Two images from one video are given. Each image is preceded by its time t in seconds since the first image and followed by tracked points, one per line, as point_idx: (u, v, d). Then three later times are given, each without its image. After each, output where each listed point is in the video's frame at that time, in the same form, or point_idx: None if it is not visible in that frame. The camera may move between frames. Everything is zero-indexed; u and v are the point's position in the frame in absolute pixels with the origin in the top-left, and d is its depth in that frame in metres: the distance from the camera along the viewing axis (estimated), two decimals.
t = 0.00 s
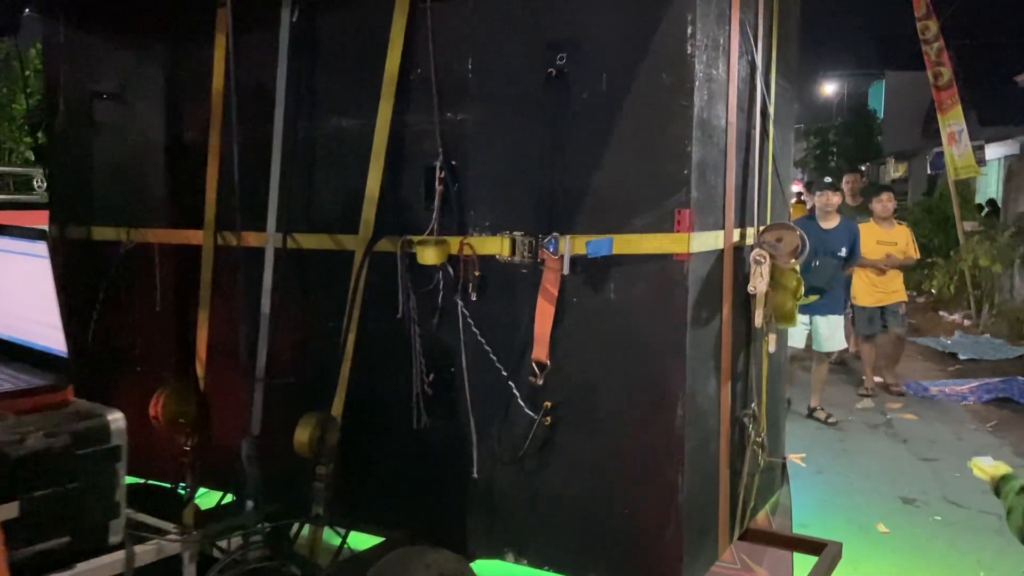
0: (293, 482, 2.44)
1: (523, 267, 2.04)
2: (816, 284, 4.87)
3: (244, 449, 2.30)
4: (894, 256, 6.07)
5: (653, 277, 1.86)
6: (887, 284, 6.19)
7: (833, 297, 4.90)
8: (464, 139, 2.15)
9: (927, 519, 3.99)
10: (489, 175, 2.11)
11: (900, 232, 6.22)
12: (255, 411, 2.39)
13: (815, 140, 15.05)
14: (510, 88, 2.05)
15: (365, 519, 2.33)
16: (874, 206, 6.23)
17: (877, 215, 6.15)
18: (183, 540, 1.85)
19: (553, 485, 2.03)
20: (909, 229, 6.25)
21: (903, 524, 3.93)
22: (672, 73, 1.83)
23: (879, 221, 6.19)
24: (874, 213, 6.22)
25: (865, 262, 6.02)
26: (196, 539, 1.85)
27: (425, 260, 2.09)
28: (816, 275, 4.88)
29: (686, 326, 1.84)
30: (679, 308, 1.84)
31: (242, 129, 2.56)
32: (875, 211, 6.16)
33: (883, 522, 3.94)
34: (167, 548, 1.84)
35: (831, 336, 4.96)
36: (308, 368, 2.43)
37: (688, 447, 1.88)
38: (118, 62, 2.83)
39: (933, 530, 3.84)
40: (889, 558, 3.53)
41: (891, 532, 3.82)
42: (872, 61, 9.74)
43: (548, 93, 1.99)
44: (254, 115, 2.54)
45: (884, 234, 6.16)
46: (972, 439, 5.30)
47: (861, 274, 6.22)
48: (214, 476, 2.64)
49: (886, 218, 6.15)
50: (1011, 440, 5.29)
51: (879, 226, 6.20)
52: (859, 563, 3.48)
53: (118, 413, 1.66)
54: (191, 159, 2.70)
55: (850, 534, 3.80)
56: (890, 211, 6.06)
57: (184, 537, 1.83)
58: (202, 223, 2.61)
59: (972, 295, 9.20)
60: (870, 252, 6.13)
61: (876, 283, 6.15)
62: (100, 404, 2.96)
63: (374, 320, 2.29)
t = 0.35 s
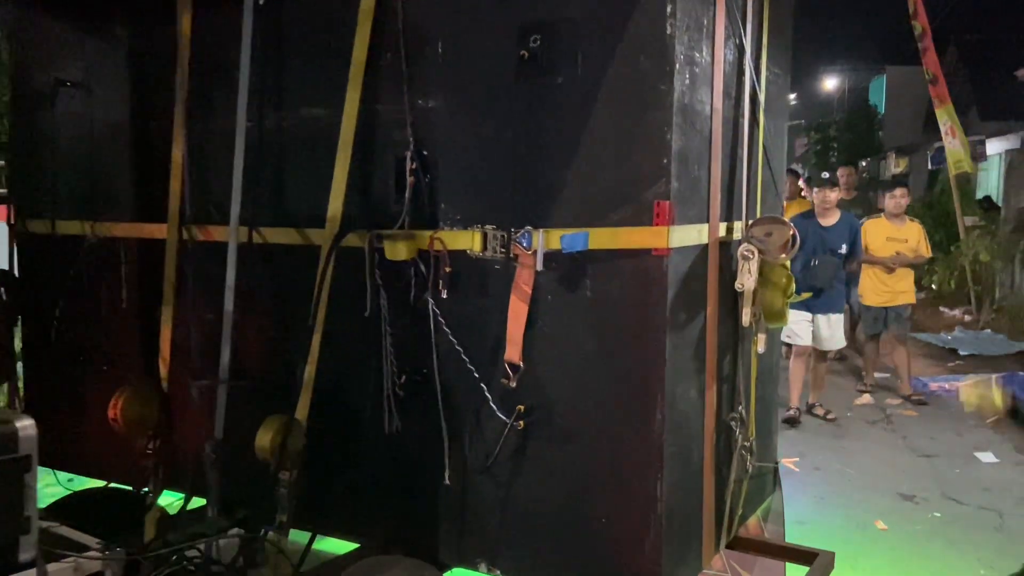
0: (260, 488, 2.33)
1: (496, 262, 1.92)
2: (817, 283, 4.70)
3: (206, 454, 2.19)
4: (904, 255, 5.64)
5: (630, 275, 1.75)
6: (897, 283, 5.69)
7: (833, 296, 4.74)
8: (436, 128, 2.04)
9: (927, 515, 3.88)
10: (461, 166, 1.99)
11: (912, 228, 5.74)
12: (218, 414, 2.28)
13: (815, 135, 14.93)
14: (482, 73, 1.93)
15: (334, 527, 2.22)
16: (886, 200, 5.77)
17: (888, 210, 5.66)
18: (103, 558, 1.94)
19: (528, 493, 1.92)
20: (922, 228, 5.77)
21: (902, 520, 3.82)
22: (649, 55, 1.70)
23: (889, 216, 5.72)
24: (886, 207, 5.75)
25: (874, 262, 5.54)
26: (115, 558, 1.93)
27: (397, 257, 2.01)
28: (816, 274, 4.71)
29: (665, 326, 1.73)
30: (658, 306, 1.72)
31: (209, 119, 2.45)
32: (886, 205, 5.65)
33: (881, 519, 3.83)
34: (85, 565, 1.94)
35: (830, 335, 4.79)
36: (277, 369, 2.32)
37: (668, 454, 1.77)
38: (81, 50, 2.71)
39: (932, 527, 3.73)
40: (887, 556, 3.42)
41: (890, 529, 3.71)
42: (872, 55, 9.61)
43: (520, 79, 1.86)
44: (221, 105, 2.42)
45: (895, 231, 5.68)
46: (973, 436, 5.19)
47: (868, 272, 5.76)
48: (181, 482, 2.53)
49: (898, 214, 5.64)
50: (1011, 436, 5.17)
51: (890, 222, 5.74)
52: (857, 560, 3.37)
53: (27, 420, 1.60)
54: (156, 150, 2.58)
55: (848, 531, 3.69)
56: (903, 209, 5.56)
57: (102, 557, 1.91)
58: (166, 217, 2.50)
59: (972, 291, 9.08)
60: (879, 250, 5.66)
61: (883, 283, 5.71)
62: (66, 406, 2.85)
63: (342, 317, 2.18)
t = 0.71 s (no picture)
0: (225, 499, 2.24)
1: (465, 265, 1.85)
2: (802, 280, 4.52)
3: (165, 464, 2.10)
4: (912, 256, 5.03)
5: (603, 277, 1.67)
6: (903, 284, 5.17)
7: (819, 294, 4.53)
8: (403, 126, 1.96)
9: (918, 515, 3.81)
10: (429, 164, 1.91)
11: (919, 229, 5.18)
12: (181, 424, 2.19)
13: (804, 135, 14.91)
14: (450, 68, 1.86)
15: (301, 538, 2.13)
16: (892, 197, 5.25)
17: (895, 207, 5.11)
18: None
19: (499, 506, 1.84)
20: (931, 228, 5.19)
21: (893, 519, 3.74)
22: (621, 48, 1.63)
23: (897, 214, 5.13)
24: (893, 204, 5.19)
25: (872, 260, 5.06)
26: None
27: (365, 259, 1.90)
28: (799, 272, 4.55)
29: (638, 331, 1.65)
30: (632, 309, 1.65)
31: (173, 118, 2.37)
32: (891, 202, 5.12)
33: (871, 518, 3.76)
34: None
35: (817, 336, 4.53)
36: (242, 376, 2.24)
37: (644, 464, 1.70)
38: (43, 47, 2.62)
39: (923, 526, 3.66)
40: (878, 555, 3.35)
41: (880, 528, 3.64)
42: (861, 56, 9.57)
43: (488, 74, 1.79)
44: (185, 103, 2.34)
45: (901, 230, 5.12)
46: (963, 435, 5.12)
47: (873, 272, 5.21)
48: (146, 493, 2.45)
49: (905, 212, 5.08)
50: (999, 435, 5.13)
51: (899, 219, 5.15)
52: (847, 561, 3.30)
53: None
54: (119, 150, 2.50)
55: (838, 531, 3.62)
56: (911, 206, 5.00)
57: None
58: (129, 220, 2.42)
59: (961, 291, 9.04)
60: (883, 249, 5.12)
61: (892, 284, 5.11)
62: (30, 413, 2.76)
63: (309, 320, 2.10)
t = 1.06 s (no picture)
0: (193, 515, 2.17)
1: (434, 274, 1.78)
2: (790, 285, 4.29)
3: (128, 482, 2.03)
4: (909, 260, 4.77)
5: (575, 288, 1.61)
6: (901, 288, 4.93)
7: (808, 297, 4.32)
8: (373, 130, 1.90)
9: (909, 517, 3.74)
10: (400, 170, 1.85)
11: (918, 231, 4.91)
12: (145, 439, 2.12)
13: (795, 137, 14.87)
14: (419, 71, 1.80)
15: (270, 555, 2.06)
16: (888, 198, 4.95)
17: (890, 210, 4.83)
18: None
19: (471, 523, 1.77)
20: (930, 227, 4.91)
21: (886, 521, 3.68)
22: (592, 49, 1.56)
23: (893, 217, 4.86)
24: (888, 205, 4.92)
25: (867, 267, 4.81)
26: None
27: (331, 266, 1.83)
28: (787, 277, 4.31)
29: (612, 343, 1.59)
30: (605, 320, 1.59)
31: (140, 122, 2.30)
32: (888, 204, 4.86)
33: (864, 520, 3.69)
34: None
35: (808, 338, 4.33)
36: (213, 387, 2.18)
37: (619, 481, 1.63)
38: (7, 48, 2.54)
39: (916, 528, 3.60)
40: (871, 558, 3.28)
41: (873, 530, 3.57)
42: (853, 58, 9.52)
43: (458, 75, 1.73)
44: (154, 106, 2.28)
45: (899, 233, 4.85)
46: (955, 436, 5.05)
47: (871, 278, 4.95)
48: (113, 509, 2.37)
49: (901, 214, 4.81)
50: (991, 436, 5.08)
51: (895, 222, 4.88)
52: (840, 563, 3.23)
53: None
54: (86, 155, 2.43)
55: (829, 533, 3.55)
56: (907, 208, 4.72)
57: None
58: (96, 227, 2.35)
59: (953, 293, 8.98)
60: (880, 253, 4.86)
61: (889, 290, 4.86)
62: None
63: (276, 330, 2.03)
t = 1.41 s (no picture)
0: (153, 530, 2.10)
1: (397, 281, 1.71)
2: (779, 289, 4.07)
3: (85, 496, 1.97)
4: (898, 261, 4.72)
5: (541, 294, 1.54)
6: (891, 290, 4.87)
7: (801, 304, 4.08)
8: (336, 131, 1.83)
9: (897, 516, 3.66)
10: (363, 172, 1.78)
11: (903, 231, 4.86)
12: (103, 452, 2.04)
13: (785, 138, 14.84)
14: (381, 69, 1.73)
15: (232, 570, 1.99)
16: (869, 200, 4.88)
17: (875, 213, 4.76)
18: None
19: (437, 539, 1.70)
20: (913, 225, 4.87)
21: (875, 520, 3.61)
22: (557, 46, 1.50)
23: (878, 219, 4.80)
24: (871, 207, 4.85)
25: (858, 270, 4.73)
26: None
27: (291, 274, 1.74)
28: (777, 281, 4.10)
29: (580, 352, 1.52)
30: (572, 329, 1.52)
31: (99, 124, 2.22)
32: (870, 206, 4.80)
33: (854, 519, 3.62)
34: None
35: (798, 346, 4.07)
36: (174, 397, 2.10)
37: (588, 496, 1.56)
38: None
39: (905, 526, 3.54)
40: (860, 558, 3.21)
41: (863, 529, 3.51)
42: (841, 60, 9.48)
43: (422, 73, 1.66)
44: (113, 108, 2.20)
45: (885, 235, 4.79)
46: (943, 433, 4.98)
47: (860, 282, 4.87)
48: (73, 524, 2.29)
49: (885, 216, 4.76)
50: (980, 434, 4.99)
51: (880, 224, 4.82)
52: (829, 563, 3.16)
53: None
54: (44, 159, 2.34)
55: (818, 532, 3.48)
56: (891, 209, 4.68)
57: None
58: (54, 233, 2.26)
59: (943, 292, 8.94)
60: (868, 256, 4.79)
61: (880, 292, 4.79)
62: None
63: (237, 339, 1.96)
